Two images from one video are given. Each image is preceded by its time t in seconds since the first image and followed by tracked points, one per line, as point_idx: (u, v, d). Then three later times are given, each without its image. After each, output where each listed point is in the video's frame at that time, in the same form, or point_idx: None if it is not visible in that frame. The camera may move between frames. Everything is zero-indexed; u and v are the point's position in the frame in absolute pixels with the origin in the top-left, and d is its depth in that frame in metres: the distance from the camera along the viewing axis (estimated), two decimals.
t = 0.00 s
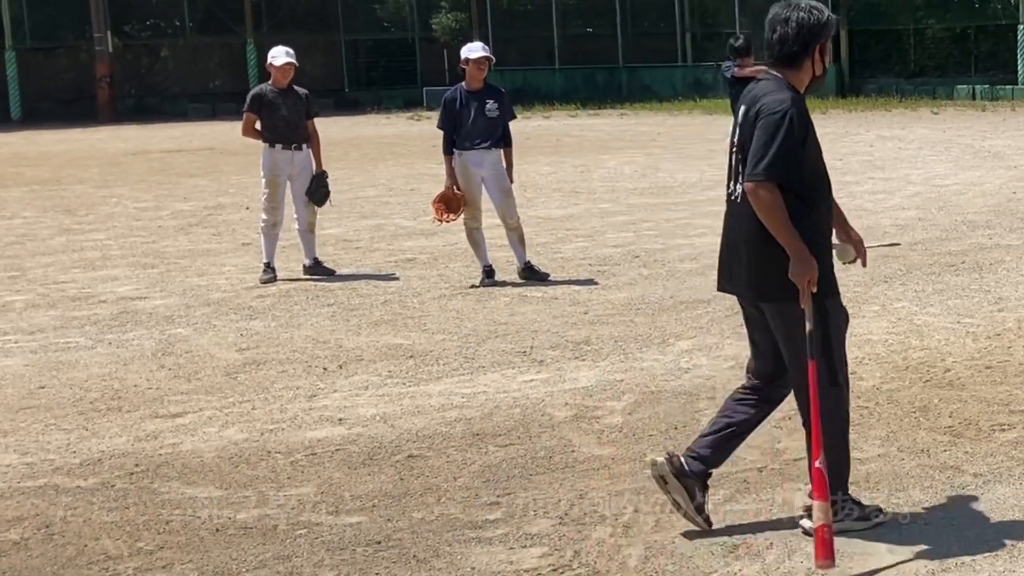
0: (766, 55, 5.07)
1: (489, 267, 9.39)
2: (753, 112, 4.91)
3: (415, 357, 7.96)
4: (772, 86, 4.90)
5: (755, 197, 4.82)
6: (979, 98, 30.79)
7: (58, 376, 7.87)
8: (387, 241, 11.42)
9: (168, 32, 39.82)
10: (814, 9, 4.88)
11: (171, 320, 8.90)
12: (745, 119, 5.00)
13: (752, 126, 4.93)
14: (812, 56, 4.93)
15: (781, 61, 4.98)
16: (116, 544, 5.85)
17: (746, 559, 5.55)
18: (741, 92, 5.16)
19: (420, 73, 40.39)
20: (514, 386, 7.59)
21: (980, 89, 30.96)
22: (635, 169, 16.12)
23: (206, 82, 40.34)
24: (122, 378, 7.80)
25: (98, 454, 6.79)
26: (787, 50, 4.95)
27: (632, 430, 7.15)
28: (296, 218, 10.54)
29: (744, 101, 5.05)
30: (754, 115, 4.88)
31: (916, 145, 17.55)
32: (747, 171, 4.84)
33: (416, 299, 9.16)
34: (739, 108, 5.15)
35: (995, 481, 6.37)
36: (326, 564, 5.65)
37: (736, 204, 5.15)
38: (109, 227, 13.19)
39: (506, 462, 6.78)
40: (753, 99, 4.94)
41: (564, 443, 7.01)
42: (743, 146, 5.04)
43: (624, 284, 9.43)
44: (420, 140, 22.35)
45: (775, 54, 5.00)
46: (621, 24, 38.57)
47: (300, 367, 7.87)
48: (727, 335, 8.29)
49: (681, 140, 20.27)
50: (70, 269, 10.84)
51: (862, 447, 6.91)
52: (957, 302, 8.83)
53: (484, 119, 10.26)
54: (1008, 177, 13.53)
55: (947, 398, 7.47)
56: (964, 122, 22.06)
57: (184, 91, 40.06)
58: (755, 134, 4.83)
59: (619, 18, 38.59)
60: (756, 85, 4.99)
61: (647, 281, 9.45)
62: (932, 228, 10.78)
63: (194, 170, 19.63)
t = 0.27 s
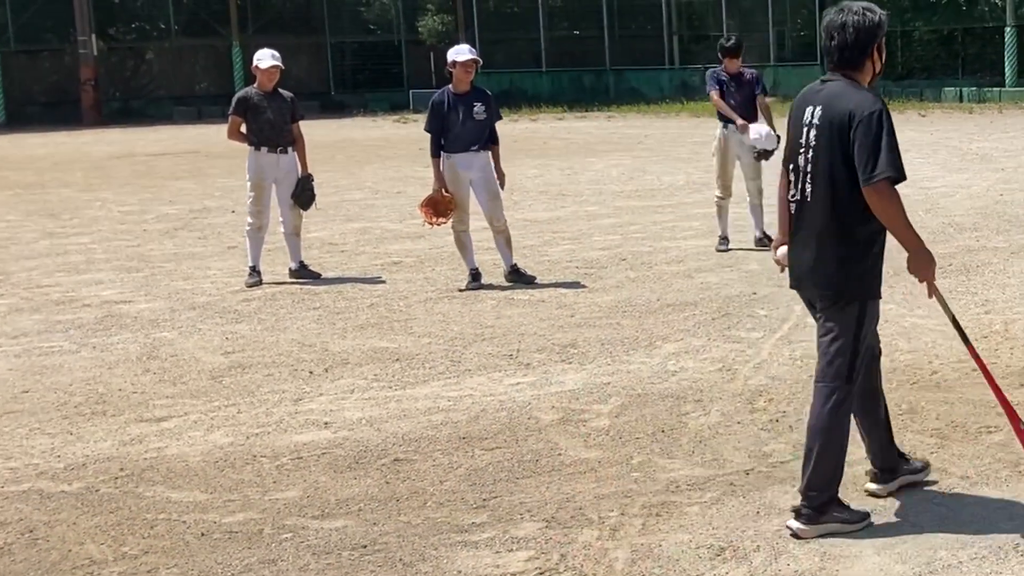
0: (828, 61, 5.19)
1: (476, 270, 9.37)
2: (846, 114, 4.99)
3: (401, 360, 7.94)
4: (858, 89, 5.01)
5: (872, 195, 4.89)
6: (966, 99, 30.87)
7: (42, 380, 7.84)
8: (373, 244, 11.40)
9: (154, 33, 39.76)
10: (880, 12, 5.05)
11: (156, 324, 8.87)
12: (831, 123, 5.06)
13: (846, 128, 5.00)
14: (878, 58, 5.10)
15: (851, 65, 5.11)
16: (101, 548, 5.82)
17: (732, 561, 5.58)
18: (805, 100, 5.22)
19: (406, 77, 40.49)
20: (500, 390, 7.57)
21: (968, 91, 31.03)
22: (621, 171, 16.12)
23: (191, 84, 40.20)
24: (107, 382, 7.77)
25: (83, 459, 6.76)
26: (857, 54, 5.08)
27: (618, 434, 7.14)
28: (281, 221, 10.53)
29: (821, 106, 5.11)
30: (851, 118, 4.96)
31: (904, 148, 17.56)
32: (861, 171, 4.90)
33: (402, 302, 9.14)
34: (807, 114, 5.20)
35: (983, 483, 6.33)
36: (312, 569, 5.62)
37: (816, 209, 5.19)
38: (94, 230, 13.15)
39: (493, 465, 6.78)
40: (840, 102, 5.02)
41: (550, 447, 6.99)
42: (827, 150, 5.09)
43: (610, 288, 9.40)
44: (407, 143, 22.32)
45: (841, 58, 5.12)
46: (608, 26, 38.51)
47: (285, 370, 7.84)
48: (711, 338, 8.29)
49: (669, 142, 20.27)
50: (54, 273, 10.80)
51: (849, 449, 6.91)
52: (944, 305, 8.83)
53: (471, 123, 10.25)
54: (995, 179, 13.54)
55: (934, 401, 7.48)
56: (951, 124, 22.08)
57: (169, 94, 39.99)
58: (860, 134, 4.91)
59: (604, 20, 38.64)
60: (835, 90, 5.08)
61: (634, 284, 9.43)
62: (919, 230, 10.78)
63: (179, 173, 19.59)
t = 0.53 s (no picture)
0: (868, 63, 5.45)
1: (460, 274, 9.34)
2: (901, 110, 5.24)
3: (382, 364, 7.91)
4: (908, 87, 5.28)
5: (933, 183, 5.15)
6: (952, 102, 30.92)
7: (21, 385, 7.81)
8: (355, 248, 11.37)
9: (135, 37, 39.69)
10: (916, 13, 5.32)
11: (137, 328, 8.84)
12: (884, 120, 5.30)
13: (901, 123, 5.25)
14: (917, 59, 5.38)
15: (895, 65, 5.37)
16: (79, 553, 5.79)
17: (715, 564, 5.63)
18: (851, 101, 5.45)
19: (391, 79, 40.07)
20: (482, 393, 7.54)
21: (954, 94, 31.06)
22: (605, 174, 16.12)
23: (173, 88, 39.92)
24: (86, 387, 7.73)
25: (62, 463, 6.73)
26: (901, 55, 5.35)
27: (601, 437, 7.12)
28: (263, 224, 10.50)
29: (872, 105, 5.35)
30: (907, 113, 5.22)
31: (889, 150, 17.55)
32: (922, 161, 5.15)
33: (384, 306, 9.10)
34: (856, 113, 5.43)
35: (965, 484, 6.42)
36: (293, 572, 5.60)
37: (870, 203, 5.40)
38: (75, 234, 13.11)
39: (475, 469, 6.76)
40: (893, 100, 5.27)
41: (532, 450, 6.97)
42: (880, 146, 5.32)
43: (593, 292, 9.36)
44: (392, 145, 22.28)
45: (882, 59, 5.38)
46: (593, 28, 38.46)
47: (267, 374, 7.81)
48: (695, 342, 8.26)
49: (654, 145, 20.25)
50: (35, 277, 10.76)
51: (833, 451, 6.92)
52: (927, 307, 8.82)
53: (458, 125, 10.23)
54: (979, 182, 13.54)
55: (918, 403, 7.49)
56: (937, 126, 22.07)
57: (151, 97, 39.74)
58: (918, 126, 5.17)
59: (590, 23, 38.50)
60: (885, 88, 5.33)
61: (617, 287, 9.40)
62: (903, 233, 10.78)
63: (161, 177, 19.53)
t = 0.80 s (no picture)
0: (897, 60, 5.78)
1: (442, 276, 9.33)
2: (931, 104, 5.59)
3: (363, 368, 7.88)
4: (936, 82, 5.62)
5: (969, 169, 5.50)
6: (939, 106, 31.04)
7: None
8: (336, 251, 11.34)
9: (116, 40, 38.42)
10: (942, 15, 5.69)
11: (116, 332, 8.80)
12: (916, 115, 5.63)
13: (933, 116, 5.59)
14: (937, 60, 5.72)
15: (919, 63, 5.72)
16: (56, 559, 5.75)
17: (696, 568, 5.60)
18: (879, 99, 5.78)
19: (371, 81, 38.78)
20: (463, 397, 7.52)
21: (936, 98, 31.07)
22: (587, 177, 16.10)
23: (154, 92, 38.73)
24: (64, 392, 7.69)
25: (39, 468, 6.69)
26: (925, 53, 5.70)
27: (582, 441, 7.10)
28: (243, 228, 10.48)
29: (905, 101, 5.67)
30: (942, 106, 5.55)
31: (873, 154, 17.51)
32: (958, 151, 5.49)
33: (365, 310, 9.08)
34: (885, 110, 5.76)
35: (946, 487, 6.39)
36: None
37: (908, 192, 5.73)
38: (54, 238, 13.06)
39: (454, 473, 6.74)
40: (923, 95, 5.61)
41: (513, 454, 6.95)
42: (913, 138, 5.66)
43: (577, 294, 9.33)
44: (375, 149, 22.25)
45: (912, 56, 5.72)
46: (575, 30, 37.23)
47: (246, 379, 7.77)
48: (677, 345, 8.24)
49: (638, 148, 20.24)
50: (14, 281, 10.72)
51: (815, 454, 6.88)
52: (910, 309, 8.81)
53: (450, 125, 10.21)
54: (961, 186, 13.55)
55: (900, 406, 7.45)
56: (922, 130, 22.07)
57: (131, 101, 38.56)
58: (950, 121, 5.52)
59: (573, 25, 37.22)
60: (914, 86, 5.66)
61: (599, 290, 9.37)
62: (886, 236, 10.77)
63: (140, 180, 19.46)
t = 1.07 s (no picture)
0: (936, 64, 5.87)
1: (420, 280, 9.34)
2: (973, 105, 5.67)
3: (340, 373, 7.86)
4: (977, 84, 5.71)
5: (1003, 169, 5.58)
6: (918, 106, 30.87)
7: None
8: (315, 255, 11.33)
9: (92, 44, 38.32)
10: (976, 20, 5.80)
11: (91, 337, 8.78)
12: (958, 116, 5.71)
13: (974, 117, 5.68)
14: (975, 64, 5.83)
15: (959, 65, 5.81)
16: (27, 566, 5.73)
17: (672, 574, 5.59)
18: (919, 99, 5.86)
19: (351, 86, 38.29)
20: (441, 401, 7.51)
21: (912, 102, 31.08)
22: (567, 180, 16.12)
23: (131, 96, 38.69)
24: (38, 397, 7.66)
25: (12, 475, 6.66)
26: (965, 56, 5.79)
27: (559, 445, 7.09)
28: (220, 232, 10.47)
29: (946, 102, 5.76)
30: (983, 106, 5.65)
31: (852, 157, 17.53)
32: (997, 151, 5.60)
33: (343, 314, 9.07)
34: (926, 110, 5.84)
35: (924, 491, 6.38)
36: None
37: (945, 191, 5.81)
38: (30, 242, 13.03)
39: (431, 478, 6.72)
40: (964, 96, 5.70)
41: (491, 459, 6.93)
42: (954, 138, 5.74)
43: (554, 298, 9.33)
44: (354, 153, 22.23)
45: (951, 61, 5.81)
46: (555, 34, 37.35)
47: (223, 384, 7.75)
48: (656, 349, 8.24)
49: (617, 151, 20.27)
50: None
51: (793, 458, 6.87)
52: (890, 312, 8.81)
53: (443, 128, 10.19)
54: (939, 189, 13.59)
55: (878, 409, 7.44)
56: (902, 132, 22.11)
57: (109, 105, 38.47)
58: (992, 121, 5.61)
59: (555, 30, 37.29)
60: (955, 87, 5.75)
61: (579, 294, 9.38)
62: (866, 239, 10.78)
63: (118, 185, 19.44)
